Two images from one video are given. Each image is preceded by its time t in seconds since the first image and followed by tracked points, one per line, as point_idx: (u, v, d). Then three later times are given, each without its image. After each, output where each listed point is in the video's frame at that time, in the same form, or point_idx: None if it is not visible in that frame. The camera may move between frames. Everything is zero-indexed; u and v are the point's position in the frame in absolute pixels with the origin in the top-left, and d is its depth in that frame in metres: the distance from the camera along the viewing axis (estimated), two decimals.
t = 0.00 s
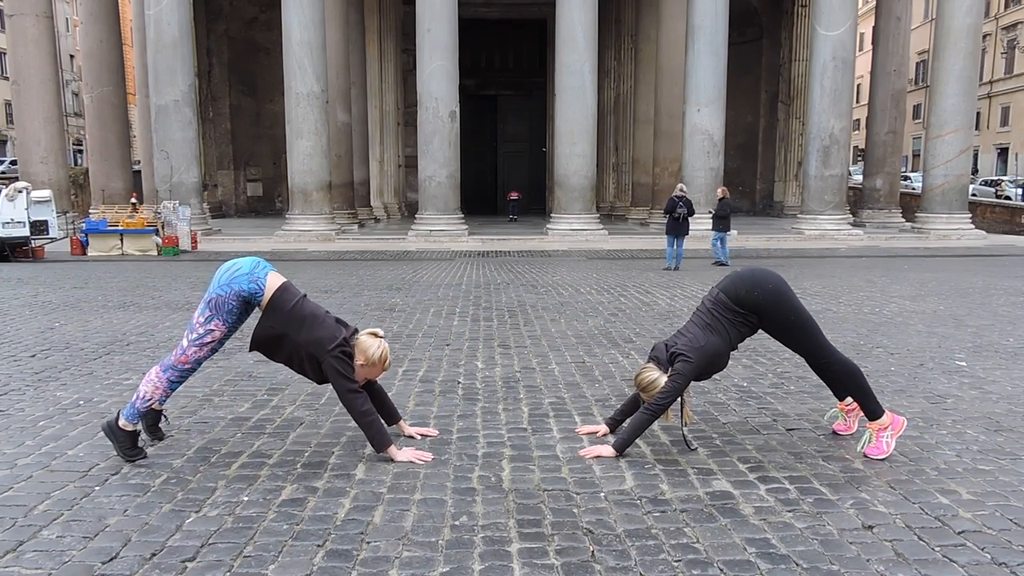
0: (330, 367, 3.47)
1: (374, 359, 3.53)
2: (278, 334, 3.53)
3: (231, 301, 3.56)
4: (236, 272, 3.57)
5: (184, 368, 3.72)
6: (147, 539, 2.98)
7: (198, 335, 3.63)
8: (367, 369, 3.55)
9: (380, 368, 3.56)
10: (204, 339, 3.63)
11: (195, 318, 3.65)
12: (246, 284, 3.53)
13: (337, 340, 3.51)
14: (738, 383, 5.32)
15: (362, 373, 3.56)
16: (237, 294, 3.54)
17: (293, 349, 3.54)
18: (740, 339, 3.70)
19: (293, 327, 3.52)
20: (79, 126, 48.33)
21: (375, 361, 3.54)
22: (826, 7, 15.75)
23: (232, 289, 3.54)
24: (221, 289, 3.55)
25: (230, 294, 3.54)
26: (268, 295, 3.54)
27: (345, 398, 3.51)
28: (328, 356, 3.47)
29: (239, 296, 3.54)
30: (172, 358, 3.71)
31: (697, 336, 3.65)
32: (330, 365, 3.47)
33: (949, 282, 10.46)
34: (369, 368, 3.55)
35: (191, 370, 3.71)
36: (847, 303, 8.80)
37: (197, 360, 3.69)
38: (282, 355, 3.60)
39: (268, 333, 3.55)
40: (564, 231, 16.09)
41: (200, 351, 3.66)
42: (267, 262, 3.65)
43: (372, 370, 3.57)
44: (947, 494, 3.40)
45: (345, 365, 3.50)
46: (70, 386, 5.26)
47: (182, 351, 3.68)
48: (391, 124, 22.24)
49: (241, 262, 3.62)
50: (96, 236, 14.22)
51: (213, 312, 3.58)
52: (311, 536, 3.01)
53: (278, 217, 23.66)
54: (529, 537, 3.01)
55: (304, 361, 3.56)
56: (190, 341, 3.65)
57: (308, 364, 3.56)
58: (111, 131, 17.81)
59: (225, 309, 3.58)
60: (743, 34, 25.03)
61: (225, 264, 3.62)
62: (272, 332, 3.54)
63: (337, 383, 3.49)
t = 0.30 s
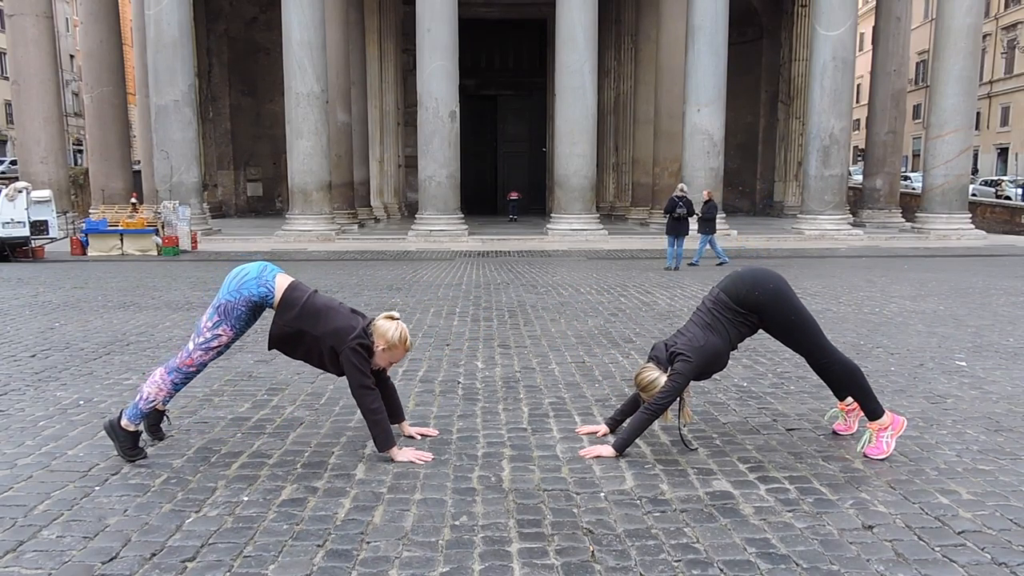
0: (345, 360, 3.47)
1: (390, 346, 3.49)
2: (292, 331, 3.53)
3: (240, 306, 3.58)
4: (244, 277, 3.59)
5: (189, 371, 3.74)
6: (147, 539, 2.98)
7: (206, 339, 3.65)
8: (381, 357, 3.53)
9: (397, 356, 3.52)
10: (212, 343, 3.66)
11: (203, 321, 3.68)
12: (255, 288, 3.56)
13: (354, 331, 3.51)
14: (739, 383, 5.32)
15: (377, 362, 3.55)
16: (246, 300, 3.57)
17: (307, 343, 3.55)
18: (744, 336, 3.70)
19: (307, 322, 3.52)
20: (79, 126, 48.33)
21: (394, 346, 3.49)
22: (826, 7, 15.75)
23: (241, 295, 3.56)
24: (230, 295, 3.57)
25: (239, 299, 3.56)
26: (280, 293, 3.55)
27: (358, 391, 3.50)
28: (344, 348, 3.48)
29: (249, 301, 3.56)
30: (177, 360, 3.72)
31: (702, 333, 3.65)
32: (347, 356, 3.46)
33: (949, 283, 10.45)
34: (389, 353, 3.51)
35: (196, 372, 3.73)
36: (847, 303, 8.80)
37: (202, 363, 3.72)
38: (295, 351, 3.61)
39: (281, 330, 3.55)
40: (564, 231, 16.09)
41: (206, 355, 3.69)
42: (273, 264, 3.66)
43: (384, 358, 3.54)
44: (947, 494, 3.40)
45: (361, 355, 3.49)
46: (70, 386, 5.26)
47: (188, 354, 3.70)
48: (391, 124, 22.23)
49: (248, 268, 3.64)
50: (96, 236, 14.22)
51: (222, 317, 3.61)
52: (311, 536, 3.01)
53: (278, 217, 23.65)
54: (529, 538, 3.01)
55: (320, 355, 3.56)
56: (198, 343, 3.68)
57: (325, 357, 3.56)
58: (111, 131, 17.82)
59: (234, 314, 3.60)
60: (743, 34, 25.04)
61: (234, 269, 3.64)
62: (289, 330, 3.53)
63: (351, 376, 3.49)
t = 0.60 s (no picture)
0: (369, 355, 3.47)
1: (416, 332, 3.48)
2: (314, 335, 3.53)
3: (256, 319, 3.60)
4: (261, 288, 3.61)
5: (198, 376, 3.73)
6: (147, 540, 2.98)
7: (218, 348, 3.65)
8: (407, 344, 3.52)
9: (423, 341, 3.51)
10: (224, 353, 3.65)
11: (216, 330, 3.67)
12: (272, 299, 3.57)
13: (379, 324, 3.52)
14: (738, 383, 5.32)
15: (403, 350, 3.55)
16: (264, 311, 3.58)
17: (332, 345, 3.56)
18: (745, 336, 3.70)
19: (329, 322, 3.52)
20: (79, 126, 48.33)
21: (419, 330, 3.48)
22: (826, 7, 15.75)
23: (258, 306, 3.58)
24: (247, 307, 3.59)
25: (256, 311, 3.58)
26: (301, 301, 3.56)
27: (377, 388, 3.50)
28: (368, 343, 3.48)
29: (266, 312, 3.58)
30: (187, 364, 3.72)
31: (706, 330, 3.65)
32: (371, 351, 3.47)
33: (949, 283, 10.45)
34: (416, 337, 3.50)
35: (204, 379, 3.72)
36: (847, 303, 8.80)
37: (211, 370, 3.71)
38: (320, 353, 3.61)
39: (304, 335, 3.54)
40: (564, 231, 16.09)
41: (216, 363, 3.69)
42: (288, 275, 3.67)
43: (410, 346, 3.53)
44: (948, 494, 3.40)
45: (388, 345, 3.50)
46: (70, 386, 5.26)
47: (198, 360, 3.69)
48: (391, 124, 22.23)
49: (264, 278, 3.66)
50: (96, 236, 14.21)
51: (237, 328, 3.61)
52: (311, 536, 3.01)
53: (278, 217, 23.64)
54: (529, 538, 3.01)
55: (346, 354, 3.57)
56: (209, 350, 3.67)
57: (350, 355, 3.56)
58: (111, 132, 17.83)
59: (250, 326, 3.61)
60: (743, 34, 25.04)
61: (251, 280, 3.66)
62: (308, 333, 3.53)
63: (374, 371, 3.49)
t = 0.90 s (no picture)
0: (388, 352, 3.48)
1: (436, 325, 3.48)
2: (337, 339, 3.56)
3: (275, 330, 3.62)
4: (280, 300, 3.64)
5: (210, 383, 3.74)
6: (147, 539, 2.98)
7: (234, 357, 3.66)
8: (428, 337, 3.50)
9: (443, 333, 3.50)
10: (240, 361, 3.66)
11: (234, 339, 3.68)
12: (290, 310, 3.60)
13: (401, 322, 3.54)
14: (739, 383, 5.32)
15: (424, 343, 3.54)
16: (283, 323, 3.61)
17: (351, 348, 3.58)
18: (744, 335, 3.71)
19: (349, 324, 3.55)
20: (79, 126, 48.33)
21: (438, 320, 3.47)
22: (826, 7, 15.75)
23: (278, 318, 3.60)
24: (266, 318, 3.61)
25: (276, 322, 3.60)
26: (319, 306, 3.58)
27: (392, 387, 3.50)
28: (388, 339, 3.50)
29: (286, 324, 3.61)
30: (201, 369, 3.72)
31: (707, 327, 3.65)
32: (392, 348, 3.49)
33: (949, 283, 10.45)
34: (437, 327, 3.49)
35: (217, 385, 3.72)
36: (847, 303, 8.80)
37: (225, 377, 3.72)
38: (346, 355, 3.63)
39: (326, 340, 3.57)
40: (564, 231, 16.09)
41: (230, 371, 3.70)
42: (307, 286, 3.71)
43: (431, 339, 3.52)
44: (948, 494, 3.40)
45: (408, 339, 3.51)
46: (70, 385, 5.26)
47: (213, 367, 3.69)
48: (391, 124, 22.23)
49: (282, 290, 3.69)
50: (96, 236, 14.20)
51: (255, 338, 3.63)
52: (311, 536, 3.01)
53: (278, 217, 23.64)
54: (529, 537, 3.01)
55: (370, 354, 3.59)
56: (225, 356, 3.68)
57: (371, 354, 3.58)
58: (111, 132, 17.82)
59: (267, 337, 3.63)
60: (743, 34, 25.05)
61: (270, 292, 3.69)
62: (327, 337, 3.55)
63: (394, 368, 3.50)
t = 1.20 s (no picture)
0: (401, 352, 3.50)
1: (452, 323, 3.48)
2: (353, 348, 3.58)
3: (289, 344, 3.63)
4: (296, 315, 3.65)
5: (220, 390, 3.75)
6: (147, 539, 2.98)
7: (246, 367, 3.67)
8: (444, 334, 3.50)
9: (458, 330, 3.50)
10: (252, 373, 3.68)
11: (247, 350, 3.69)
12: (307, 326, 3.61)
13: (416, 322, 3.54)
14: (738, 383, 5.32)
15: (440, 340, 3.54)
16: (299, 337, 3.63)
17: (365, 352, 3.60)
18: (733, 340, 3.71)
19: (363, 327, 3.56)
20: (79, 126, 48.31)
21: (452, 316, 3.48)
22: (826, 7, 15.75)
23: (293, 333, 3.62)
24: (282, 332, 3.62)
25: (291, 337, 3.62)
26: (337, 317, 3.60)
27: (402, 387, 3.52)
28: (402, 340, 3.51)
29: (301, 339, 3.62)
30: (211, 377, 3.72)
31: (698, 324, 3.66)
32: (407, 350, 3.50)
33: (949, 282, 10.45)
34: (451, 322, 3.48)
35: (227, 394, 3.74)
36: (847, 303, 8.80)
37: (235, 387, 3.73)
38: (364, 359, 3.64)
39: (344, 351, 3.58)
40: (564, 231, 16.10)
41: (241, 381, 3.70)
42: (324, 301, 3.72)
43: (446, 336, 3.52)
44: (948, 494, 3.40)
45: (424, 338, 3.52)
46: (70, 386, 5.26)
47: (224, 376, 3.70)
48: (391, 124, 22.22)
49: (300, 305, 3.71)
50: (96, 236, 14.20)
51: (270, 351, 3.64)
52: (311, 536, 3.01)
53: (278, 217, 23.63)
54: (529, 538, 3.01)
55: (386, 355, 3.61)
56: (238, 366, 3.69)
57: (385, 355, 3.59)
58: (111, 131, 17.82)
59: (282, 350, 3.64)
60: (743, 34, 25.05)
61: (286, 307, 3.71)
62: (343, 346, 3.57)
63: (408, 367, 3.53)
